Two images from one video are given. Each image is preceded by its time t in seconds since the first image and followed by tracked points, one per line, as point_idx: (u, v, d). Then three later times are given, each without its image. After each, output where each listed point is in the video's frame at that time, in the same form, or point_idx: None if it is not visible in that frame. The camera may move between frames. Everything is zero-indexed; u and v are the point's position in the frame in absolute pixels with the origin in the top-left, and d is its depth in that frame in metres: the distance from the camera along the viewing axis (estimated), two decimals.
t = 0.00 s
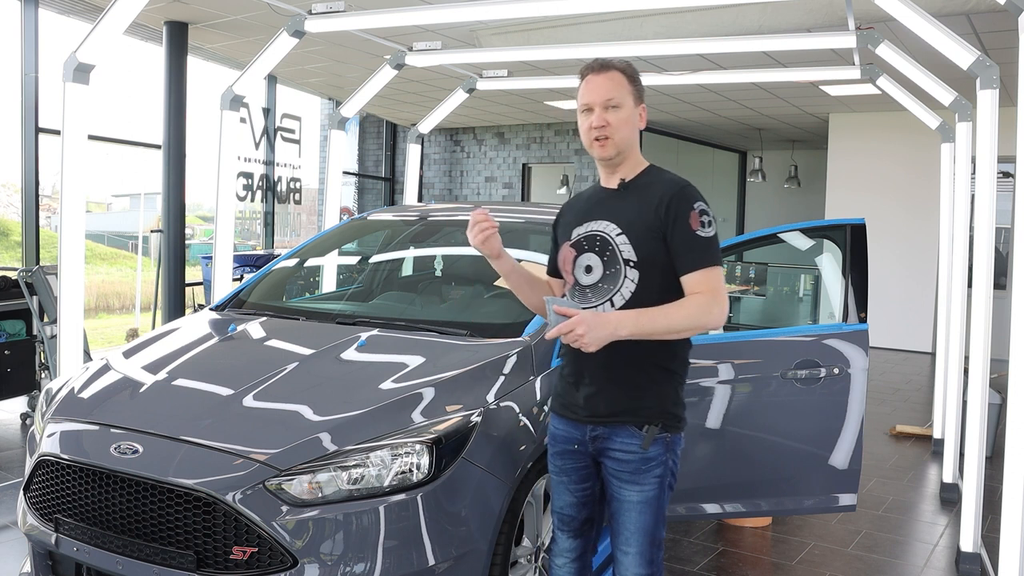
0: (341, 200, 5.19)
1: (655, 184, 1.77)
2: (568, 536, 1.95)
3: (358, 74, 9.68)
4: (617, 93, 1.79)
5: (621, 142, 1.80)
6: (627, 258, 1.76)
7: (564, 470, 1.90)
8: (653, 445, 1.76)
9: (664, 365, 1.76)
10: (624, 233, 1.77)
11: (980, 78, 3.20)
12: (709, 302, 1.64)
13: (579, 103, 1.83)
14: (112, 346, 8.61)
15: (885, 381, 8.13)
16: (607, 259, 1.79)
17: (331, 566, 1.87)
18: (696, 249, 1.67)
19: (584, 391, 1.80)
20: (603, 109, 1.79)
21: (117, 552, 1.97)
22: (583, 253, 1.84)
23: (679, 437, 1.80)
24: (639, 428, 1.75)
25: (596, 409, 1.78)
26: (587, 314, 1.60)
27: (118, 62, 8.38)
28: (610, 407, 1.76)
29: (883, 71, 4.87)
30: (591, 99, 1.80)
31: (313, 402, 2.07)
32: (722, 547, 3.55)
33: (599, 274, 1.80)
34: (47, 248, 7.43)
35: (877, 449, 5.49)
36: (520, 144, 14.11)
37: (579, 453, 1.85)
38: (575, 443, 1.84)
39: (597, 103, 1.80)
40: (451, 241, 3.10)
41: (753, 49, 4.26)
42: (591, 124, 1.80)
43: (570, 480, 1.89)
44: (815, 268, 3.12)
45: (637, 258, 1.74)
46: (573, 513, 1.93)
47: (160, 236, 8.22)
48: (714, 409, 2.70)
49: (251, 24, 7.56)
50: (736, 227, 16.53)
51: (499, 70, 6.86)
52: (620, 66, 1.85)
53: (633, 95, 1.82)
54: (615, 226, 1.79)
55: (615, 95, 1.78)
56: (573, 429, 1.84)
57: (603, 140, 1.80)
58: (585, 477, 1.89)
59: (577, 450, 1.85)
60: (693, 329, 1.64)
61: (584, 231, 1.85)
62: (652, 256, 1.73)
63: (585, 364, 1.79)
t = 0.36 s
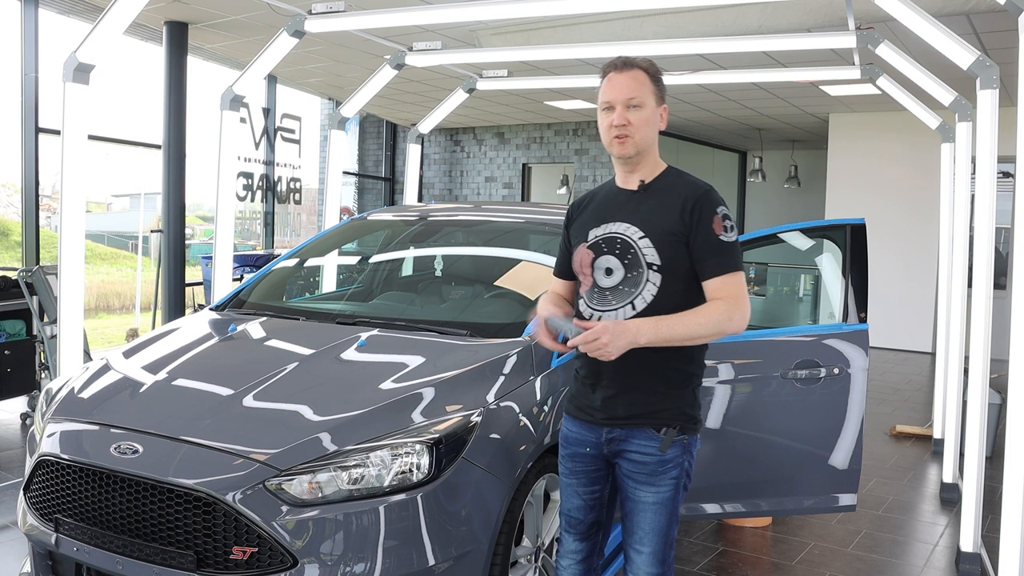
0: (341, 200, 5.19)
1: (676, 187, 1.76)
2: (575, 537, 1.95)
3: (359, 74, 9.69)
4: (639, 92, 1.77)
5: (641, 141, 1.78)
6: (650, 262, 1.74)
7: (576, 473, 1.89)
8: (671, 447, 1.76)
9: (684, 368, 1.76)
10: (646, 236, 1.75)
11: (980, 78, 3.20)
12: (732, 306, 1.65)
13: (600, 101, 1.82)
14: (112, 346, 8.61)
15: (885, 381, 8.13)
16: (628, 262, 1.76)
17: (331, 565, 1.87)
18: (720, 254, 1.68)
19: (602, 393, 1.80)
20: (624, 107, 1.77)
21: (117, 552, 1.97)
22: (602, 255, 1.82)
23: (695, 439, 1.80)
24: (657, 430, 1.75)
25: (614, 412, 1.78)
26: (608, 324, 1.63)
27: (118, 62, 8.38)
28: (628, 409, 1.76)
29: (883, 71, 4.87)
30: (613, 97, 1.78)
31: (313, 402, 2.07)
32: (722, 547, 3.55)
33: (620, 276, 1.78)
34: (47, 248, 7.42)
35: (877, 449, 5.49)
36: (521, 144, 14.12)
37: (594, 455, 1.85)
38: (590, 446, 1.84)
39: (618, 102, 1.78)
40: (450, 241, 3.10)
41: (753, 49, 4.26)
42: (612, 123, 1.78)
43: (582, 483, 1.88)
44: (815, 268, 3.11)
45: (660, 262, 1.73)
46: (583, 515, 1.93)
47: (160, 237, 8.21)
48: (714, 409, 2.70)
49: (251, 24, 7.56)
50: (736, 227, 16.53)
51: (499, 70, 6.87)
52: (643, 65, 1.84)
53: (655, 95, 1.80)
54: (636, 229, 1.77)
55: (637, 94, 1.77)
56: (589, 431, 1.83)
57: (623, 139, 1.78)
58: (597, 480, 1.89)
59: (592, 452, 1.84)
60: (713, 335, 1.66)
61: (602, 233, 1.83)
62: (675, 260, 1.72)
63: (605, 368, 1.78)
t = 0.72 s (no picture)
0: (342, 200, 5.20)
1: (699, 192, 1.76)
2: (580, 544, 1.93)
3: (359, 74, 9.69)
4: (655, 106, 1.73)
5: (659, 155, 1.75)
6: (675, 266, 1.73)
7: (587, 478, 1.87)
8: (690, 449, 1.77)
9: (699, 371, 1.77)
10: (671, 241, 1.74)
11: (980, 78, 3.20)
12: (761, 313, 1.71)
13: (615, 113, 1.77)
14: (112, 346, 8.61)
15: (885, 381, 8.14)
16: (652, 266, 1.74)
17: (331, 565, 1.87)
18: (745, 262, 1.71)
19: (619, 397, 1.78)
20: (642, 122, 1.73)
21: (117, 552, 1.97)
22: (622, 257, 1.79)
23: (709, 441, 1.82)
24: (677, 432, 1.76)
25: (633, 415, 1.77)
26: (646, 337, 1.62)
27: (118, 62, 8.38)
28: (649, 412, 1.75)
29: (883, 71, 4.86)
30: (627, 113, 1.74)
31: (313, 402, 2.07)
32: (722, 547, 3.55)
33: (642, 279, 1.75)
34: (47, 248, 7.42)
35: (877, 449, 5.49)
36: (520, 144, 14.12)
37: (608, 459, 1.84)
38: (605, 450, 1.82)
39: (634, 116, 1.74)
40: (450, 241, 3.10)
41: (752, 49, 4.26)
42: (629, 138, 1.75)
43: (594, 487, 1.86)
44: (815, 267, 3.11)
45: (687, 267, 1.72)
46: (589, 522, 1.91)
47: (160, 237, 8.22)
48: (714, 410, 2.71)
49: (252, 24, 7.57)
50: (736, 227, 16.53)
51: (499, 70, 6.87)
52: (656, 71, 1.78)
53: (671, 106, 1.76)
54: (660, 233, 1.75)
55: (653, 109, 1.73)
56: (604, 435, 1.82)
57: (641, 154, 1.75)
58: (609, 484, 1.87)
59: (607, 456, 1.83)
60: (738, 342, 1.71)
61: (621, 236, 1.80)
62: (701, 266, 1.72)
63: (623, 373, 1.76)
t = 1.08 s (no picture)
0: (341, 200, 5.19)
1: (710, 196, 1.76)
2: (580, 544, 1.93)
3: (359, 74, 9.69)
4: (666, 117, 1.72)
5: (669, 164, 1.75)
6: (685, 269, 1.73)
7: (589, 477, 1.88)
8: (693, 449, 1.77)
9: (703, 373, 1.77)
10: (681, 244, 1.74)
11: (980, 78, 3.20)
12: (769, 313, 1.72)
13: (625, 122, 1.76)
14: (112, 346, 8.61)
15: (885, 381, 8.14)
16: (661, 268, 1.75)
17: (331, 565, 1.87)
18: (754, 267, 1.72)
19: (622, 396, 1.78)
20: (651, 134, 1.72)
21: (117, 552, 1.97)
22: (630, 259, 1.79)
23: (712, 442, 1.82)
24: (680, 433, 1.76)
25: (636, 415, 1.77)
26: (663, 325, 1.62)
27: (118, 62, 8.38)
28: (653, 413, 1.75)
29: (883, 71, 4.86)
30: (637, 124, 1.73)
31: (313, 402, 2.07)
32: (722, 547, 3.55)
33: (650, 281, 1.76)
34: (47, 248, 7.42)
35: (877, 449, 5.49)
36: (520, 144, 14.12)
37: (610, 459, 1.84)
38: (608, 450, 1.82)
39: (644, 127, 1.73)
40: (451, 241, 3.10)
41: (752, 49, 4.26)
42: (638, 149, 1.74)
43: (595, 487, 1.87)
44: (815, 268, 3.11)
45: (696, 270, 1.73)
46: (590, 522, 1.91)
47: (160, 236, 8.22)
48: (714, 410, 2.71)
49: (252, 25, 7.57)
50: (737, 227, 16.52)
51: (499, 69, 6.87)
52: (667, 78, 1.76)
53: (681, 115, 1.75)
54: (669, 236, 1.76)
55: (664, 120, 1.72)
56: (606, 435, 1.82)
57: (650, 165, 1.74)
58: (610, 484, 1.87)
59: (609, 456, 1.83)
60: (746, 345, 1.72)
61: (630, 237, 1.80)
62: (709, 270, 1.73)
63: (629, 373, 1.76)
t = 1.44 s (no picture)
0: (342, 200, 5.19)
1: (712, 197, 1.76)
2: (579, 544, 1.93)
3: (359, 74, 9.69)
4: (667, 118, 1.72)
5: (671, 165, 1.75)
6: (683, 270, 1.74)
7: (588, 476, 1.88)
8: (693, 449, 1.77)
9: (702, 374, 1.76)
10: (680, 245, 1.74)
11: (980, 78, 3.20)
12: (770, 317, 1.71)
13: (627, 122, 1.76)
14: (112, 346, 8.61)
15: (885, 381, 8.14)
16: (659, 269, 1.75)
17: (331, 566, 1.87)
18: (754, 269, 1.71)
19: (621, 396, 1.78)
20: (652, 135, 1.72)
21: (117, 552, 1.97)
22: (630, 259, 1.80)
23: (712, 441, 1.81)
24: (679, 432, 1.76)
25: (636, 415, 1.77)
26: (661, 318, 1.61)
27: (118, 62, 8.38)
28: (651, 412, 1.75)
29: (883, 71, 4.86)
30: (639, 124, 1.73)
31: (313, 402, 2.07)
32: (722, 547, 3.55)
33: (648, 282, 1.77)
34: (47, 248, 7.42)
35: (876, 449, 5.49)
36: (520, 144, 14.12)
37: (609, 458, 1.84)
38: (607, 449, 1.83)
39: (645, 128, 1.73)
40: (451, 241, 3.10)
41: (752, 49, 4.26)
42: (640, 150, 1.74)
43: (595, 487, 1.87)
44: (815, 268, 3.10)
45: (694, 272, 1.73)
46: (588, 521, 1.91)
47: (160, 236, 8.22)
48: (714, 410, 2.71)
49: (252, 25, 7.57)
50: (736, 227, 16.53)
51: (499, 69, 6.87)
52: (669, 78, 1.76)
53: (683, 115, 1.74)
54: (670, 237, 1.76)
55: (665, 121, 1.71)
56: (606, 434, 1.82)
57: (652, 165, 1.75)
58: (610, 483, 1.87)
59: (608, 456, 1.83)
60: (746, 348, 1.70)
61: (631, 237, 1.81)
62: (709, 272, 1.73)
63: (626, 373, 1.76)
